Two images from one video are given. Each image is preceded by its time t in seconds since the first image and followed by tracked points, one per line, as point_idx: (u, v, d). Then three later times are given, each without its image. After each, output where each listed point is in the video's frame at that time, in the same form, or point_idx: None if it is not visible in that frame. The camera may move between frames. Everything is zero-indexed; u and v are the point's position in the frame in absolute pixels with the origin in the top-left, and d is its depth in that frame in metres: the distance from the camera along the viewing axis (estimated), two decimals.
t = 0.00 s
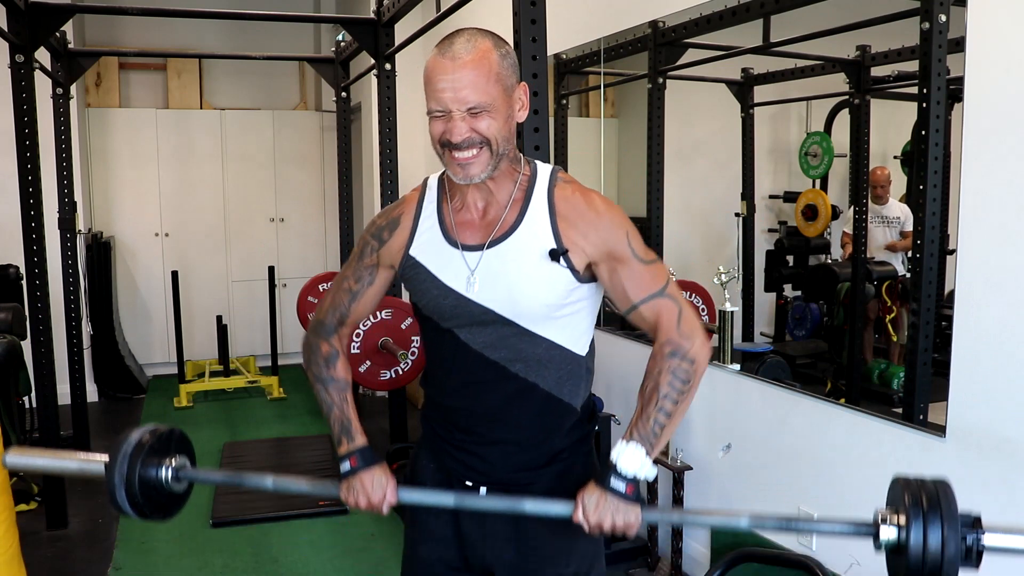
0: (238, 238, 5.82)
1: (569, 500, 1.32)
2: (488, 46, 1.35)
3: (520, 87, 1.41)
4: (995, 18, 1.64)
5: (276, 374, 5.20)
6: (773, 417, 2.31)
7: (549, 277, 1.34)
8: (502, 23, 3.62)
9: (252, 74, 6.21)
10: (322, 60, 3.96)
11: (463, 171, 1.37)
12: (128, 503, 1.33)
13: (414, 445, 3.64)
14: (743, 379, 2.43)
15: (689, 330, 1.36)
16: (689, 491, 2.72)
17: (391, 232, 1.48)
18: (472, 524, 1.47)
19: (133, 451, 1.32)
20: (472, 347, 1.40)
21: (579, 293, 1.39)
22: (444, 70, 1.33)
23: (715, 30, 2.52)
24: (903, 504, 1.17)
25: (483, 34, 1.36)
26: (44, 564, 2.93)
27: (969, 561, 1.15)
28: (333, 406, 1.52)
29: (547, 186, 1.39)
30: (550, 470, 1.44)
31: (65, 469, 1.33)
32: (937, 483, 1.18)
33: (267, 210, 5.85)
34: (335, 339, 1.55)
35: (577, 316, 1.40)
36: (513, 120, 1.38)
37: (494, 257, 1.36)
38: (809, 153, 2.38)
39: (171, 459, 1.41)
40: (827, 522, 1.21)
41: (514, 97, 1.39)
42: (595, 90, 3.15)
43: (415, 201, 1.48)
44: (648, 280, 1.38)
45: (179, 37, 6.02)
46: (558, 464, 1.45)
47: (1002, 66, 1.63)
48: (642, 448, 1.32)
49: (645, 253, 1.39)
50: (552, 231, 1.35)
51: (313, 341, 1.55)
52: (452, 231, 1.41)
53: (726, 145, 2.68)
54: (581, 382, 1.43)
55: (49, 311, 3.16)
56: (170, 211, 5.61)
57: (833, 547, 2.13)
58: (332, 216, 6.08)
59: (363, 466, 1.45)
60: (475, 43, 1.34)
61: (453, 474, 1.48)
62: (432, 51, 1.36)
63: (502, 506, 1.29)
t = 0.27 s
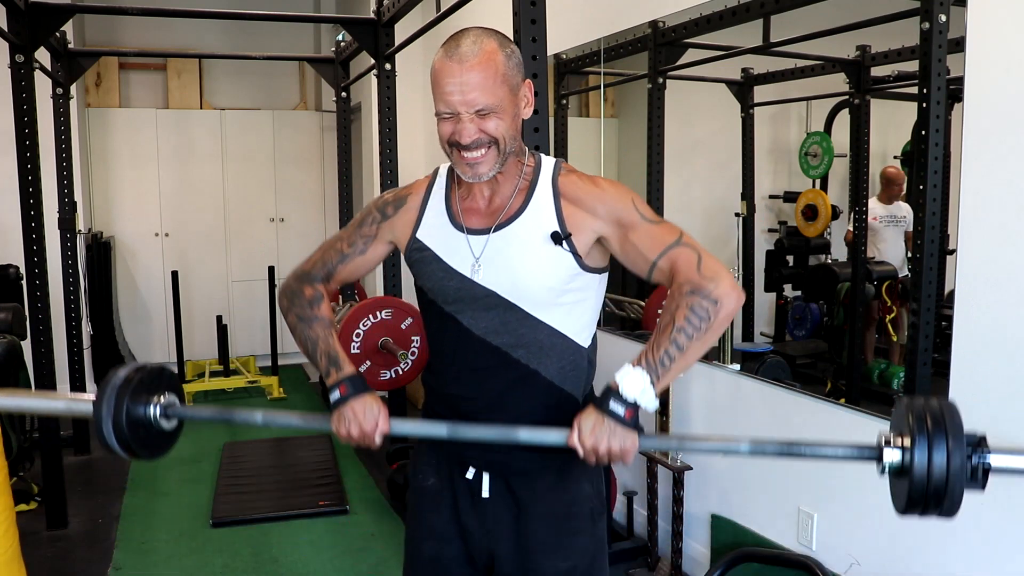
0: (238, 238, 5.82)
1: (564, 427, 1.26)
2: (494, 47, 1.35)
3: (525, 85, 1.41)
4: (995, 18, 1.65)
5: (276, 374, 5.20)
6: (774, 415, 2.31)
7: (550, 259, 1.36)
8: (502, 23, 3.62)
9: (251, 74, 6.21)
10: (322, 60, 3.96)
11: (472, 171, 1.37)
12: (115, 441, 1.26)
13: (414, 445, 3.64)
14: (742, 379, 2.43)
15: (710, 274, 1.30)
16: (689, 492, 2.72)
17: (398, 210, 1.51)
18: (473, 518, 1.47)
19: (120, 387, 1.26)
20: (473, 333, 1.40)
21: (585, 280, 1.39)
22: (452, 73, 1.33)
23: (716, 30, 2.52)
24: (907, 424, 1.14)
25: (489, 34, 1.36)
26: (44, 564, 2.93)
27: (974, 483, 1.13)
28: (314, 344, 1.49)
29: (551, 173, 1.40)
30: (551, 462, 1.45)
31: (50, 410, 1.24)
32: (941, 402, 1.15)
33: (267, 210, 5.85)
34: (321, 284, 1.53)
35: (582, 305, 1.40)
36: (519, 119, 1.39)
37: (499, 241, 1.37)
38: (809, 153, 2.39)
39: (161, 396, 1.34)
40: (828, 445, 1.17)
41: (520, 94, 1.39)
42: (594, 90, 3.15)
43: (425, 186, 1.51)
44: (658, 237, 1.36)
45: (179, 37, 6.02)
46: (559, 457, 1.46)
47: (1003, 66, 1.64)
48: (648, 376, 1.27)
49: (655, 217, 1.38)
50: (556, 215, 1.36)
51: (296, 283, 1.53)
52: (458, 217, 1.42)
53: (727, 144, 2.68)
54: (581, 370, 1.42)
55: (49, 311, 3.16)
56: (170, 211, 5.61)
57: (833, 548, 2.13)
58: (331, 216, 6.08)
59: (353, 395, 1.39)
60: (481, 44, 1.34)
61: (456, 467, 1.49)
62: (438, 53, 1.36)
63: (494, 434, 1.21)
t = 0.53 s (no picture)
0: (238, 238, 5.82)
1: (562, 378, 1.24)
2: (490, 54, 1.34)
3: (522, 87, 1.41)
4: (995, 19, 1.64)
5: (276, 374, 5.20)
6: (772, 415, 2.32)
7: (548, 250, 1.36)
8: (502, 23, 3.62)
9: (252, 74, 6.21)
10: (322, 60, 3.96)
11: (473, 178, 1.38)
12: (108, 399, 1.33)
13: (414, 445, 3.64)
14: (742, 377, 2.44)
15: (715, 230, 1.26)
16: (689, 492, 2.72)
17: (397, 198, 1.51)
18: (473, 518, 1.47)
19: (111, 345, 1.33)
20: (472, 327, 1.40)
21: (583, 275, 1.39)
22: (449, 83, 1.31)
23: (716, 30, 2.52)
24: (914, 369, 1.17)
25: (484, 40, 1.35)
26: (44, 564, 2.93)
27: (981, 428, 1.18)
28: (301, 305, 1.46)
29: (549, 165, 1.41)
30: (551, 461, 1.44)
31: (41, 372, 1.36)
32: (947, 347, 1.17)
33: (267, 210, 5.86)
34: (311, 253, 1.53)
35: (579, 300, 1.40)
36: (517, 123, 1.39)
37: (498, 234, 1.38)
38: (808, 153, 2.38)
39: (151, 355, 1.42)
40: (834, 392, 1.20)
41: (517, 98, 1.38)
42: (594, 90, 3.16)
43: (425, 179, 1.51)
44: (659, 207, 1.33)
45: (179, 37, 6.02)
46: (559, 456, 1.45)
47: (1002, 66, 1.64)
48: (649, 325, 1.23)
49: (654, 193, 1.37)
50: (553, 205, 1.37)
51: (287, 251, 1.52)
52: (456, 209, 1.43)
53: (727, 144, 2.68)
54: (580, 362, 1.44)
55: (49, 311, 3.16)
56: (170, 211, 5.61)
57: (833, 547, 2.13)
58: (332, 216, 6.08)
59: (346, 347, 1.36)
60: (477, 52, 1.33)
61: (455, 467, 1.48)
62: (433, 62, 1.34)
63: (491, 387, 1.23)
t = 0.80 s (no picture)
0: (238, 238, 5.82)
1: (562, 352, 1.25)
2: (485, 56, 1.34)
3: (517, 86, 1.40)
4: (996, 19, 1.64)
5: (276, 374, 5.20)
6: (772, 415, 2.32)
7: (545, 244, 1.36)
8: (502, 23, 3.62)
9: (252, 74, 6.21)
10: (322, 60, 3.96)
11: (472, 181, 1.37)
12: (100, 375, 1.35)
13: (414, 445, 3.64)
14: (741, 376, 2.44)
15: (715, 205, 1.26)
16: (689, 492, 2.72)
17: (394, 189, 1.52)
18: (472, 519, 1.47)
19: (104, 323, 1.35)
20: (467, 322, 1.40)
21: (580, 270, 1.39)
22: (444, 88, 1.32)
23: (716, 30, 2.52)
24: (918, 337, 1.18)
25: (478, 42, 1.34)
26: (44, 564, 2.93)
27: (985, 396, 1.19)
28: (293, 283, 1.46)
29: (544, 162, 1.41)
30: (550, 462, 1.44)
31: (36, 351, 1.41)
32: (951, 316, 1.18)
33: (267, 210, 5.85)
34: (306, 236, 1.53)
35: (574, 295, 1.40)
36: (515, 123, 1.38)
37: (494, 229, 1.38)
38: (808, 153, 2.38)
39: (146, 334, 1.44)
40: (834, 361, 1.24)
41: (513, 98, 1.38)
42: (594, 90, 3.16)
43: (424, 172, 1.52)
44: (657, 189, 1.34)
45: (179, 38, 6.02)
46: (558, 457, 1.45)
47: (1003, 66, 1.64)
48: (650, 297, 1.23)
49: (650, 177, 1.38)
50: (550, 198, 1.37)
51: (282, 231, 1.52)
52: (453, 202, 1.43)
53: (727, 144, 2.68)
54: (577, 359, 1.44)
55: (49, 311, 3.16)
56: (170, 211, 5.61)
57: (833, 548, 2.13)
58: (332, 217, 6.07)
59: (341, 321, 1.36)
60: (471, 55, 1.32)
61: (452, 468, 1.48)
62: (427, 66, 1.34)
63: (488, 360, 1.25)
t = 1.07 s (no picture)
0: (238, 238, 5.82)
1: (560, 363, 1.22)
2: (480, 55, 1.34)
3: (513, 88, 1.41)
4: (996, 18, 1.64)
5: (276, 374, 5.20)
6: (772, 415, 2.32)
7: (542, 245, 1.36)
8: (502, 23, 3.62)
9: (252, 74, 6.21)
10: (322, 60, 3.96)
11: (468, 184, 1.37)
12: (95, 387, 1.31)
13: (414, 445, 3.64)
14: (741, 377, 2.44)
15: (714, 214, 1.26)
16: (689, 492, 2.72)
17: (391, 191, 1.53)
18: (471, 520, 1.47)
19: (99, 333, 1.31)
20: (467, 325, 1.40)
21: (579, 272, 1.39)
22: (439, 89, 1.32)
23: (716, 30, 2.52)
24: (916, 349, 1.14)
25: (473, 41, 1.35)
26: (44, 564, 2.93)
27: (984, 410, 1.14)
28: (292, 289, 1.46)
29: (542, 160, 1.41)
30: (549, 463, 1.44)
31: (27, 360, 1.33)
32: (951, 327, 1.14)
33: (267, 210, 5.86)
34: (303, 243, 1.54)
35: (573, 297, 1.40)
36: (511, 124, 1.39)
37: (491, 230, 1.38)
38: (809, 153, 2.40)
39: (140, 344, 1.40)
40: (832, 373, 1.19)
41: (509, 99, 1.38)
42: (594, 90, 3.16)
43: (420, 174, 1.52)
44: (655, 196, 1.33)
45: (179, 38, 6.02)
46: (558, 458, 1.45)
47: (1003, 66, 1.64)
48: (649, 308, 1.21)
49: (647, 182, 1.38)
50: (546, 200, 1.37)
51: (279, 237, 1.53)
52: (450, 204, 1.43)
53: (727, 144, 2.68)
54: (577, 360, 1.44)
55: (50, 311, 3.16)
56: (171, 211, 5.61)
57: (833, 548, 2.13)
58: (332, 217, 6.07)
59: (338, 332, 1.36)
60: (466, 55, 1.33)
61: (451, 469, 1.48)
62: (422, 66, 1.35)
63: (487, 373, 1.22)
